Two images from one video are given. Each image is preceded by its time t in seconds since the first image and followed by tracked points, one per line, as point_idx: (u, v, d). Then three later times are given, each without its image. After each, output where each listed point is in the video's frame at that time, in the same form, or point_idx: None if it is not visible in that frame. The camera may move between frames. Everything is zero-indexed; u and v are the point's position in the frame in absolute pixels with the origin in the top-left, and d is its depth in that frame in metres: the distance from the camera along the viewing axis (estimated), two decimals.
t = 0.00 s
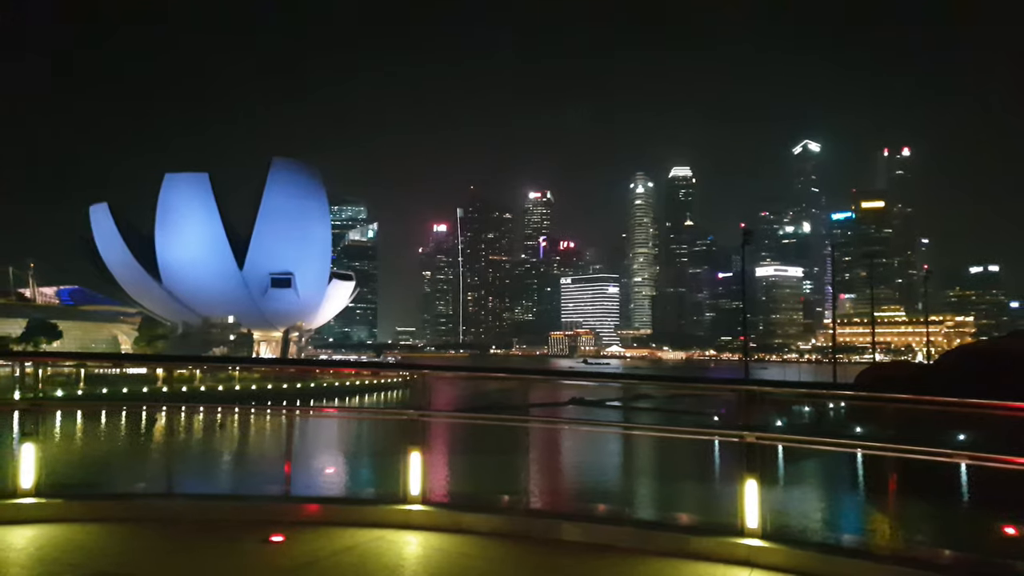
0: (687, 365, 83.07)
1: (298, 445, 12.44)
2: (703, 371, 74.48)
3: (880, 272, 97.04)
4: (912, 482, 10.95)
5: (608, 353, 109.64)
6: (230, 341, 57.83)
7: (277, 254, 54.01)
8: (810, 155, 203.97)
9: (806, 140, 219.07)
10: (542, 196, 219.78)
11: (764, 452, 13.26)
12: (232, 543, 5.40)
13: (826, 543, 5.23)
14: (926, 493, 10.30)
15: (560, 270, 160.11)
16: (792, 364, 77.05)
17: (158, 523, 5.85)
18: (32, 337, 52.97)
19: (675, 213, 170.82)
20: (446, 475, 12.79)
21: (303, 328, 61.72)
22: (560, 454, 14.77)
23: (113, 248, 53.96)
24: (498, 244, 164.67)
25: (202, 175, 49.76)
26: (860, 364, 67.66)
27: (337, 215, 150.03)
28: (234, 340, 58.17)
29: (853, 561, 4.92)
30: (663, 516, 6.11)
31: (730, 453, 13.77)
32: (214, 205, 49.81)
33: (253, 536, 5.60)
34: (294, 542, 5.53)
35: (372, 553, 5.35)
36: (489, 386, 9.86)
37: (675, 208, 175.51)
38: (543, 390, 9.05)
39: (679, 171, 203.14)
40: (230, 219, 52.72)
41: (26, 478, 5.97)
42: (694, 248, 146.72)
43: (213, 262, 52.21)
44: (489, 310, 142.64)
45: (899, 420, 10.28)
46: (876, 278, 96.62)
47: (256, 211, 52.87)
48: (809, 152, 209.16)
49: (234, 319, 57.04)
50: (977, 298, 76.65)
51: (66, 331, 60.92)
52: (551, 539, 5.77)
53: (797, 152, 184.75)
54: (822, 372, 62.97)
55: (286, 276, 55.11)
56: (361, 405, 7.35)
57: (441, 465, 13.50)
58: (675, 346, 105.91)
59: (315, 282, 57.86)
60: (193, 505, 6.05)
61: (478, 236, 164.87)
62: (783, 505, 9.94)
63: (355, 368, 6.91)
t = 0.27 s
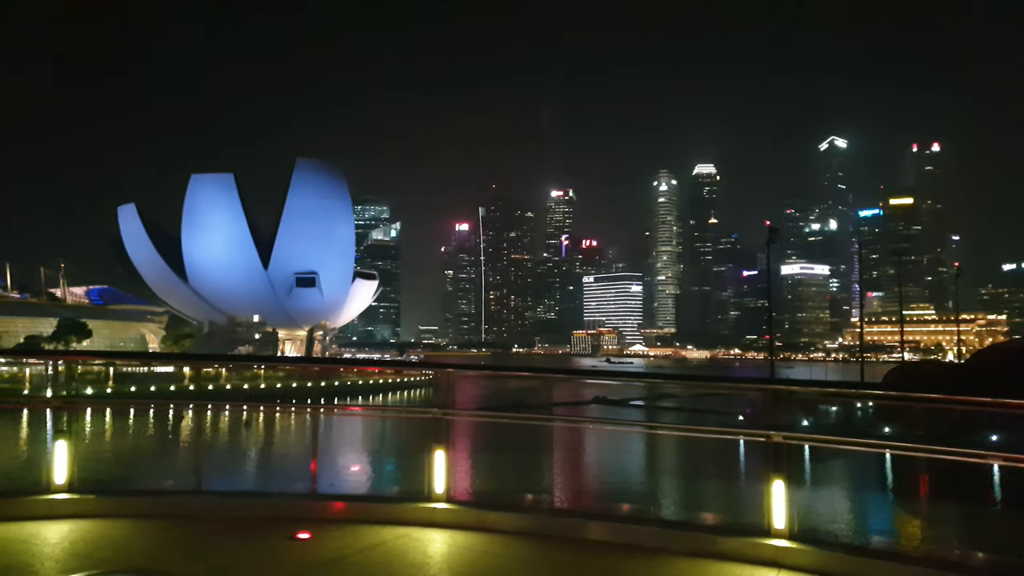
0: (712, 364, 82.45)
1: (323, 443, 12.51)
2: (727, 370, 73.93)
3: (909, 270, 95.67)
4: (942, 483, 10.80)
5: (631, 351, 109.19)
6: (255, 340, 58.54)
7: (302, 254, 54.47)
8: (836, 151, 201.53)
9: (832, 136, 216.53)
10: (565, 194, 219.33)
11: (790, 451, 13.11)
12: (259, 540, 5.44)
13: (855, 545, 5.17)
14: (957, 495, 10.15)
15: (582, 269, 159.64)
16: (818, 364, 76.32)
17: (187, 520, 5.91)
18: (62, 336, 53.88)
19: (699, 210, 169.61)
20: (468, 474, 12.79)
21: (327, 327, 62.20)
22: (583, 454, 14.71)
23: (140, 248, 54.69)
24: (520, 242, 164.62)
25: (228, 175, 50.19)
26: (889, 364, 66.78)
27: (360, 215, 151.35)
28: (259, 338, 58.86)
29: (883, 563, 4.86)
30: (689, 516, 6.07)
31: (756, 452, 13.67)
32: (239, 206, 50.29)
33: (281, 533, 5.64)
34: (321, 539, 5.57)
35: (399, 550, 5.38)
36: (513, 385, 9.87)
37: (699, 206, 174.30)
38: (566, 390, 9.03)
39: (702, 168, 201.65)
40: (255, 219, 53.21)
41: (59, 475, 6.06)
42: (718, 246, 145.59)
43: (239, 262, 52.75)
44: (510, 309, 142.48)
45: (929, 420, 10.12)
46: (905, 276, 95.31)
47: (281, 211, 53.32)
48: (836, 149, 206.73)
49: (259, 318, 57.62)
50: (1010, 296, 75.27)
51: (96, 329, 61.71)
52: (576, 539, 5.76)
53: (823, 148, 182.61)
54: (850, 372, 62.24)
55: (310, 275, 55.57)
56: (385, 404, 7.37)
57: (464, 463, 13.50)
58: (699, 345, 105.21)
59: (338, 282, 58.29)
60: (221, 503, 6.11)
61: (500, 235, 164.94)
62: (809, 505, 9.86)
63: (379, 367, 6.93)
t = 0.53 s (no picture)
0: (739, 363, 81.77)
1: (350, 440, 12.57)
2: (755, 369, 73.37)
3: (941, 268, 94.08)
4: (978, 486, 10.59)
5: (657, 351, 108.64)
6: (283, 340, 59.04)
7: (327, 254, 54.95)
8: (866, 148, 198.92)
9: (862, 133, 213.57)
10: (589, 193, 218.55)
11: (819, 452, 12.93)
12: (288, 537, 5.50)
13: (885, 547, 5.08)
14: (993, 498, 9.94)
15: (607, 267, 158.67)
16: (847, 363, 75.46)
17: (216, 517, 5.99)
18: (93, 335, 54.78)
19: (725, 208, 168.26)
20: (494, 473, 12.78)
21: (353, 326, 62.66)
22: (608, 454, 14.62)
23: (169, 248, 55.44)
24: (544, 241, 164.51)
25: (254, 176, 50.63)
26: (921, 363, 65.74)
27: (385, 215, 153.84)
28: (286, 338, 59.36)
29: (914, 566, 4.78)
30: (717, 517, 6.01)
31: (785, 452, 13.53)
32: (266, 206, 50.77)
33: (309, 531, 5.69)
34: (348, 537, 5.60)
35: (425, 549, 5.40)
36: (538, 384, 9.85)
37: (725, 204, 172.81)
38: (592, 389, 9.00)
39: (729, 166, 199.94)
40: (281, 220, 53.71)
41: (93, 472, 6.15)
42: (745, 244, 144.22)
43: (265, 262, 53.29)
44: (535, 308, 143.26)
45: (964, 420, 9.93)
46: (936, 274, 93.77)
47: (306, 211, 53.72)
48: (866, 145, 204.10)
49: (286, 317, 58.17)
50: None
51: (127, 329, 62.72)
52: (602, 538, 5.75)
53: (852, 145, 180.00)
54: (880, 372, 61.42)
55: (336, 275, 56.02)
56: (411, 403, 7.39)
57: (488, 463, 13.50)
58: (726, 345, 104.36)
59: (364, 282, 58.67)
60: (250, 501, 6.16)
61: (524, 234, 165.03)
62: (839, 506, 9.72)
63: (404, 365, 6.95)
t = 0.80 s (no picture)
0: (766, 363, 80.90)
1: (375, 439, 12.60)
2: (783, 369, 72.64)
3: (974, 266, 92.36)
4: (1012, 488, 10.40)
5: (683, 350, 107.84)
6: (309, 339, 59.29)
7: (353, 254, 55.32)
8: (895, 144, 196.06)
9: (892, 128, 210.38)
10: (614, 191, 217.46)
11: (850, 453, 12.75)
12: (316, 536, 5.54)
13: (916, 549, 5.01)
14: None
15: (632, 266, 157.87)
16: (877, 363, 74.43)
17: (245, 516, 6.03)
18: (124, 335, 55.62)
19: (752, 206, 166.74)
20: (520, 472, 12.78)
21: (378, 326, 63.06)
22: (634, 454, 14.54)
23: (197, 249, 56.10)
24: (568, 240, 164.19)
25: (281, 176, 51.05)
26: (954, 363, 64.64)
27: (410, 215, 157.34)
28: (313, 338, 59.60)
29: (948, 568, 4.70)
30: (746, 518, 5.95)
31: (813, 453, 13.38)
32: (293, 207, 51.17)
33: (337, 529, 5.73)
34: (376, 536, 5.63)
35: (452, 548, 5.42)
36: (564, 384, 9.84)
37: (752, 202, 171.20)
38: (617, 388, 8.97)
39: (755, 163, 198.08)
40: (308, 220, 54.15)
41: (125, 470, 6.23)
42: (772, 243, 142.70)
43: (292, 262, 53.72)
44: (560, 307, 142.56)
45: (999, 421, 9.73)
46: (969, 272, 92.07)
47: (332, 211, 54.06)
48: (896, 141, 201.05)
49: (312, 317, 58.66)
50: None
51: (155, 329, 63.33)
52: (630, 539, 5.71)
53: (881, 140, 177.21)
54: (912, 371, 60.46)
55: (361, 275, 56.40)
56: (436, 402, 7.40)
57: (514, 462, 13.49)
58: (753, 344, 103.37)
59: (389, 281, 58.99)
60: (278, 500, 6.21)
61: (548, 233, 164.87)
62: (869, 508, 9.60)
63: (430, 365, 6.97)
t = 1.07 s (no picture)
0: (793, 364, 80.07)
1: (399, 438, 12.66)
2: (810, 370, 71.84)
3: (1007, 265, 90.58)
4: None
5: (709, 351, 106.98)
6: (335, 339, 59.82)
7: (377, 254, 55.62)
8: (925, 141, 193.02)
9: (922, 125, 207.12)
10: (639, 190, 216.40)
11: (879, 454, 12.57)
12: (340, 534, 5.57)
13: (946, 552, 4.94)
14: None
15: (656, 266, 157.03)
16: (907, 363, 73.35)
17: (271, 514, 6.10)
18: (152, 335, 56.42)
19: (778, 205, 165.11)
20: (543, 472, 12.76)
21: (402, 325, 63.39)
22: (659, 454, 14.48)
23: (224, 249, 56.69)
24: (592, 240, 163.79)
25: (307, 177, 51.45)
26: (986, 364, 63.50)
27: (434, 215, 159.42)
28: (338, 337, 60.09)
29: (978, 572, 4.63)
30: (772, 519, 5.90)
31: (840, 454, 13.22)
32: (318, 207, 51.53)
33: (362, 528, 5.75)
34: (400, 534, 5.65)
35: (477, 548, 5.43)
36: (589, 384, 9.82)
37: (778, 201, 169.51)
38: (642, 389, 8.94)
39: (781, 161, 196.15)
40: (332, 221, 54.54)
41: (154, 468, 6.32)
42: (799, 242, 141.14)
43: (317, 261, 54.10)
44: (583, 307, 143.98)
45: None
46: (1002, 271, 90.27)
47: (357, 212, 54.43)
48: (925, 138, 197.92)
49: (337, 317, 59.04)
50: None
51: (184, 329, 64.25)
52: (655, 540, 5.68)
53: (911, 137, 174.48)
54: (943, 372, 59.47)
55: (385, 275, 56.69)
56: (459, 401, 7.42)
57: (538, 462, 13.48)
58: (780, 345, 102.33)
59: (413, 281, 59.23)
60: (303, 498, 6.26)
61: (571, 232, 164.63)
62: (899, 509, 9.46)
63: (454, 365, 6.99)
